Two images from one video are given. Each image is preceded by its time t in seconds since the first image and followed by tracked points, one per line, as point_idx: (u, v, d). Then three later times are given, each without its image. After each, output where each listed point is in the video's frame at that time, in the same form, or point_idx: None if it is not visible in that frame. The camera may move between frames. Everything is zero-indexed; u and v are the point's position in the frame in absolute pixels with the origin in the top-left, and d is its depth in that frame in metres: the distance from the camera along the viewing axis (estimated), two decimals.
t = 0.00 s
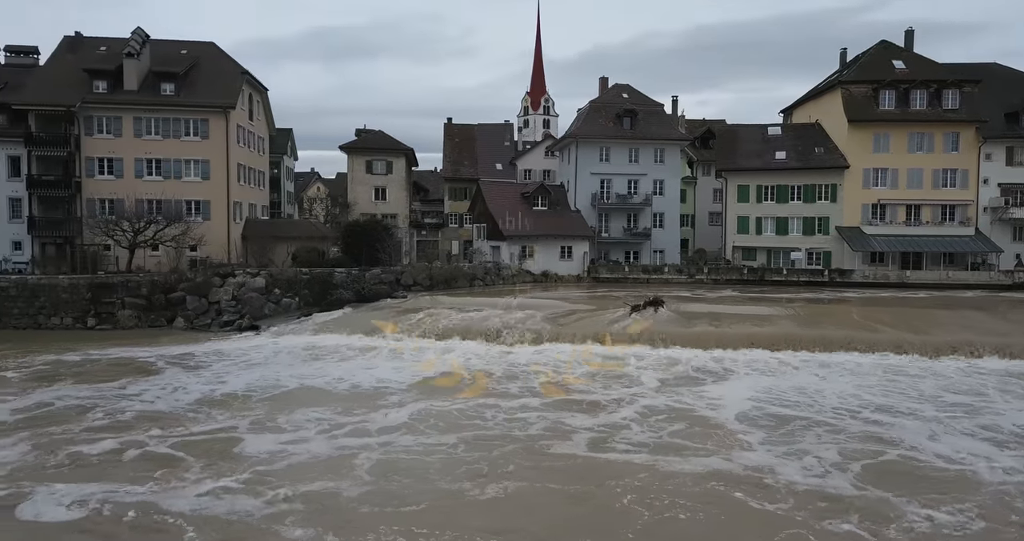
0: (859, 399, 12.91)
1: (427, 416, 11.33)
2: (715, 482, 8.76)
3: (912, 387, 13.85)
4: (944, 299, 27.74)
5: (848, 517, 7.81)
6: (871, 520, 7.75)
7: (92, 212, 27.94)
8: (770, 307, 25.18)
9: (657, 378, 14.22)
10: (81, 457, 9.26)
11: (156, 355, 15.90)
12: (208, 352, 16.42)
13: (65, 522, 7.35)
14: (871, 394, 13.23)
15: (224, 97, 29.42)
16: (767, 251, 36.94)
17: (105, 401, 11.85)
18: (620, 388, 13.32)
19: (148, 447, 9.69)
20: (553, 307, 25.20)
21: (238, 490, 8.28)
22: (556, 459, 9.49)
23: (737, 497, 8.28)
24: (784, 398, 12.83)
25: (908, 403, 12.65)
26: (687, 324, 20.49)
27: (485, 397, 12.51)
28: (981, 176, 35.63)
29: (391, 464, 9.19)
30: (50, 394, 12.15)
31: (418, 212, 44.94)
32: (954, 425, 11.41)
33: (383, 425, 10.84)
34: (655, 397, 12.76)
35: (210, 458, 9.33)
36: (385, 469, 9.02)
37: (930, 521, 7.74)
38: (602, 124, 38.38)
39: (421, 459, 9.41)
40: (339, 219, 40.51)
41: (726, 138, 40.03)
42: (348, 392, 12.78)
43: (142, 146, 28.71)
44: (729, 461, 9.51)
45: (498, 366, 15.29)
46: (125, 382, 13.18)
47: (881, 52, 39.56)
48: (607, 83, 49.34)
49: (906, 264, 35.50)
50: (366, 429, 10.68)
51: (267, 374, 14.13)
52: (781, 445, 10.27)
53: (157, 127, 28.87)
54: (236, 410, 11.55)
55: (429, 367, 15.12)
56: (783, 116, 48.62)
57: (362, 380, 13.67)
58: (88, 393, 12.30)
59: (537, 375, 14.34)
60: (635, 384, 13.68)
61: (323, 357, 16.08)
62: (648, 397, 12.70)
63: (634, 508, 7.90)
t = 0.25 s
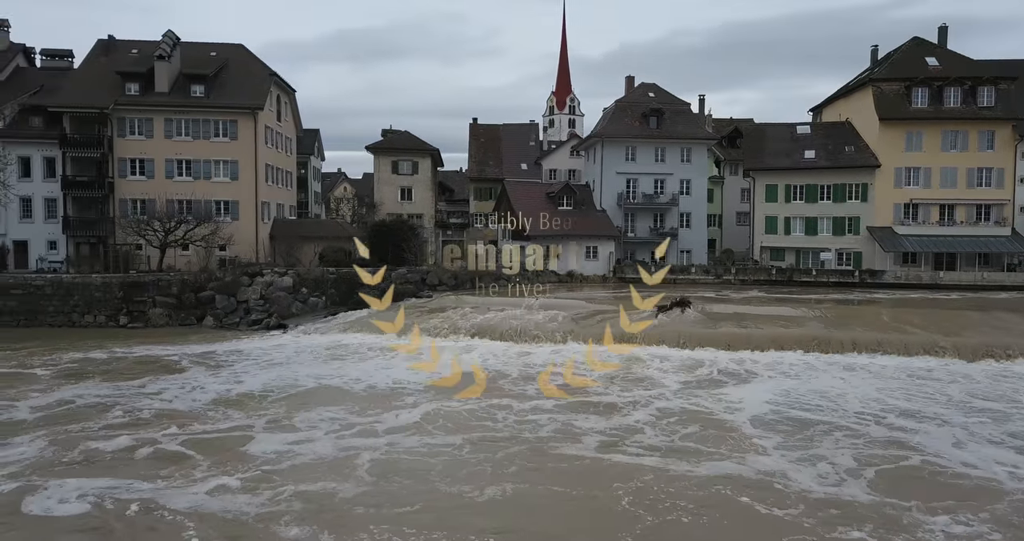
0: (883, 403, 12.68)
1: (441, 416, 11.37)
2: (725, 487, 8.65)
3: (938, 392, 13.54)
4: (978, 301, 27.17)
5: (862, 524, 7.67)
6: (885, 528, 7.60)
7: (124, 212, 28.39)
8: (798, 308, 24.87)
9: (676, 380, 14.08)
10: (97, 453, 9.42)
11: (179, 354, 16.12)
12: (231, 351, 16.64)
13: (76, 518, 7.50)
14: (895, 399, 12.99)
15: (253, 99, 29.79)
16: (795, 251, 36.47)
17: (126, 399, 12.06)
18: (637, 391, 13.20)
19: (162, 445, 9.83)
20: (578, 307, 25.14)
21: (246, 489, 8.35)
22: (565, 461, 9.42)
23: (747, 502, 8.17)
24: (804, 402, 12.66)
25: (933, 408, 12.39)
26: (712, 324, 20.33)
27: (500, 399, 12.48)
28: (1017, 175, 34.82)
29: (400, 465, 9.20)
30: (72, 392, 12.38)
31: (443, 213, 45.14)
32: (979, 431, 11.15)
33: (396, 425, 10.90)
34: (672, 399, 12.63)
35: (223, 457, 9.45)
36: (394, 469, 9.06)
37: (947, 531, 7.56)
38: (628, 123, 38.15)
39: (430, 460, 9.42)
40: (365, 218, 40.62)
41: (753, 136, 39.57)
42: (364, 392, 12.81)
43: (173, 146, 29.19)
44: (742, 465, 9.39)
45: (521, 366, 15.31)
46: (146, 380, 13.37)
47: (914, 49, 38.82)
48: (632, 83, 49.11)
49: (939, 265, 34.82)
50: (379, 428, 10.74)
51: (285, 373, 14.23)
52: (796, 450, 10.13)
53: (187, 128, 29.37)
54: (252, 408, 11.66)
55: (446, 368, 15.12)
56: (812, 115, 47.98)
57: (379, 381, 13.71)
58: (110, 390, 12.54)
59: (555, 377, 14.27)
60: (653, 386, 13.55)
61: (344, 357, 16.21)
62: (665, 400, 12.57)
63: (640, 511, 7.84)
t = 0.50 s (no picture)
0: (933, 411, 12.24)
1: (476, 416, 11.42)
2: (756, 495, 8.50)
3: (993, 401, 13.02)
4: None
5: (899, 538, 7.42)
6: None
7: (180, 213, 29.19)
8: (852, 311, 24.22)
9: (717, 385, 13.82)
10: (138, 448, 9.74)
11: (225, 351, 16.50)
12: (276, 349, 17.00)
13: (113, 510, 7.78)
14: (947, 407, 12.53)
15: (302, 101, 30.36)
16: (850, 252, 35.58)
17: (171, 394, 12.43)
18: (676, 395, 13.01)
19: (200, 441, 10.08)
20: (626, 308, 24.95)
21: (277, 485, 8.53)
22: (595, 465, 9.36)
23: (779, 512, 7.99)
24: (851, 409, 12.31)
25: (986, 418, 11.92)
26: (763, 327, 19.96)
27: (536, 401, 12.43)
28: None
29: (428, 464, 9.25)
30: (121, 387, 12.78)
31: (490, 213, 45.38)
32: None
33: (430, 424, 10.98)
34: (711, 405, 12.40)
35: (258, 453, 9.66)
36: (423, 469, 9.14)
37: None
38: (676, 123, 37.72)
39: (460, 461, 9.44)
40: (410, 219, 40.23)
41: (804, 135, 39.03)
42: (403, 391, 12.91)
43: (226, 149, 29.94)
44: (777, 474, 9.19)
45: (564, 367, 15.33)
46: (191, 376, 13.72)
47: (975, 43, 37.40)
48: (679, 82, 48.55)
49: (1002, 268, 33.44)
50: (413, 427, 10.84)
51: (326, 372, 14.44)
52: (836, 459, 9.86)
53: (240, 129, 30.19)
54: (291, 406, 11.87)
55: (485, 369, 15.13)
56: (868, 113, 46.68)
57: (417, 380, 13.79)
58: (157, 386, 12.94)
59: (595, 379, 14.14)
60: (692, 391, 13.33)
61: (386, 356, 16.42)
62: (704, 406, 12.34)
63: (667, 519, 7.74)
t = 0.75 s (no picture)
0: (1010, 424, 11.59)
1: (525, 418, 11.43)
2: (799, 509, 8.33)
3: None
4: None
5: None
6: None
7: (256, 214, 29.24)
8: (931, 316, 23.13)
9: (777, 392, 13.42)
10: (198, 441, 10.13)
11: (288, 349, 16.92)
12: (336, 347, 17.40)
13: (169, 500, 8.24)
14: None
15: (366, 104, 30.84)
16: (929, 255, 34.16)
17: (233, 390, 12.88)
18: (733, 401, 12.70)
19: (257, 436, 10.40)
20: (693, 311, 24.47)
21: (323, 482, 8.81)
22: (638, 472, 9.32)
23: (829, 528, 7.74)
24: (919, 420, 11.79)
25: None
26: (836, 332, 19.27)
27: (587, 404, 12.34)
28: None
29: (470, 465, 9.38)
30: (187, 382, 13.28)
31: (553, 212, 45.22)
32: None
33: (478, 425, 11.05)
34: (768, 412, 12.07)
35: (309, 449, 9.91)
36: (468, 471, 9.21)
37: None
38: (744, 121, 36.59)
39: (503, 463, 9.52)
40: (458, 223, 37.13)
41: (880, 133, 37.82)
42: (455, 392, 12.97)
43: (294, 151, 29.67)
44: (830, 488, 8.88)
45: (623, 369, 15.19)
46: (253, 372, 14.12)
47: None
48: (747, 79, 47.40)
49: None
50: (461, 427, 10.93)
51: (384, 371, 14.69)
52: (896, 473, 9.46)
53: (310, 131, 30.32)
54: (345, 403, 12.13)
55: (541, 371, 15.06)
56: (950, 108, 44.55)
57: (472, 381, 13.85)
58: (220, 382, 13.43)
59: (651, 384, 13.90)
60: (751, 398, 12.98)
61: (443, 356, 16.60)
62: (761, 413, 12.02)
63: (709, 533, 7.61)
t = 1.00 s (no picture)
0: None
1: (572, 421, 11.36)
2: (840, 522, 8.15)
3: None
4: None
5: None
6: None
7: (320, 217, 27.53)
8: (1014, 322, 21.92)
9: (838, 400, 12.93)
10: (250, 437, 10.41)
11: (345, 349, 17.18)
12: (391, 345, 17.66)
13: (215, 493, 8.59)
14: None
15: (427, 106, 31.25)
16: (1012, 258, 32.26)
17: (287, 386, 13.20)
18: (789, 409, 12.30)
19: (306, 433, 10.62)
20: (756, 314, 23.86)
21: (363, 479, 8.97)
22: (677, 480, 9.21)
23: None
24: (987, 432, 11.22)
25: None
26: (908, 337, 18.44)
27: (637, 409, 12.16)
28: None
29: (508, 467, 9.45)
30: (245, 380, 13.63)
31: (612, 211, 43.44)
32: None
33: (524, 426, 11.03)
34: (825, 421, 11.67)
35: (356, 446, 10.08)
36: (507, 475, 9.23)
37: None
38: (812, 120, 35.46)
39: (543, 466, 9.51)
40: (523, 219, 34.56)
41: (959, 130, 36.24)
42: (506, 394, 12.92)
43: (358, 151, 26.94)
44: (881, 505, 8.56)
45: (677, 373, 14.91)
46: (309, 370, 14.39)
47: None
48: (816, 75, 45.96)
49: None
50: (506, 428, 10.93)
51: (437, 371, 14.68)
52: (956, 490, 9.04)
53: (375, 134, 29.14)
54: (395, 400, 12.28)
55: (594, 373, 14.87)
56: None
57: (523, 383, 13.78)
58: (277, 378, 13.78)
59: (706, 389, 13.58)
60: (808, 405, 12.55)
61: (496, 356, 16.64)
62: (817, 421, 11.63)
63: None
